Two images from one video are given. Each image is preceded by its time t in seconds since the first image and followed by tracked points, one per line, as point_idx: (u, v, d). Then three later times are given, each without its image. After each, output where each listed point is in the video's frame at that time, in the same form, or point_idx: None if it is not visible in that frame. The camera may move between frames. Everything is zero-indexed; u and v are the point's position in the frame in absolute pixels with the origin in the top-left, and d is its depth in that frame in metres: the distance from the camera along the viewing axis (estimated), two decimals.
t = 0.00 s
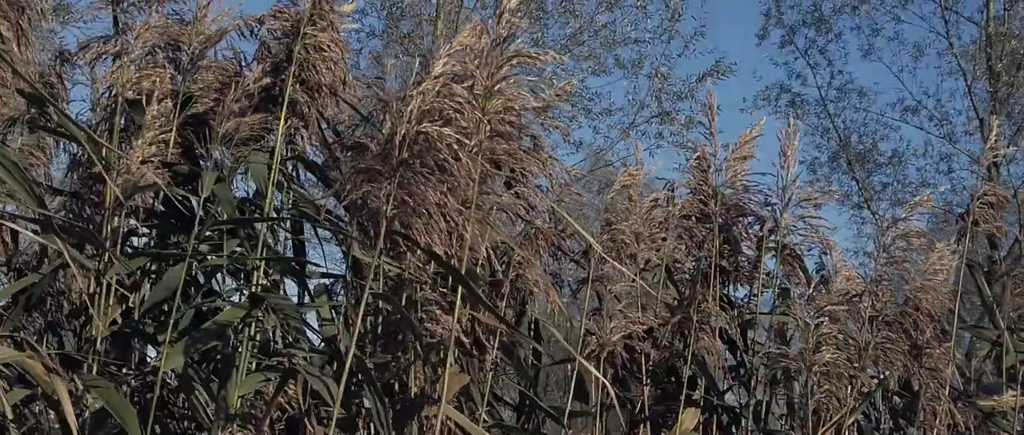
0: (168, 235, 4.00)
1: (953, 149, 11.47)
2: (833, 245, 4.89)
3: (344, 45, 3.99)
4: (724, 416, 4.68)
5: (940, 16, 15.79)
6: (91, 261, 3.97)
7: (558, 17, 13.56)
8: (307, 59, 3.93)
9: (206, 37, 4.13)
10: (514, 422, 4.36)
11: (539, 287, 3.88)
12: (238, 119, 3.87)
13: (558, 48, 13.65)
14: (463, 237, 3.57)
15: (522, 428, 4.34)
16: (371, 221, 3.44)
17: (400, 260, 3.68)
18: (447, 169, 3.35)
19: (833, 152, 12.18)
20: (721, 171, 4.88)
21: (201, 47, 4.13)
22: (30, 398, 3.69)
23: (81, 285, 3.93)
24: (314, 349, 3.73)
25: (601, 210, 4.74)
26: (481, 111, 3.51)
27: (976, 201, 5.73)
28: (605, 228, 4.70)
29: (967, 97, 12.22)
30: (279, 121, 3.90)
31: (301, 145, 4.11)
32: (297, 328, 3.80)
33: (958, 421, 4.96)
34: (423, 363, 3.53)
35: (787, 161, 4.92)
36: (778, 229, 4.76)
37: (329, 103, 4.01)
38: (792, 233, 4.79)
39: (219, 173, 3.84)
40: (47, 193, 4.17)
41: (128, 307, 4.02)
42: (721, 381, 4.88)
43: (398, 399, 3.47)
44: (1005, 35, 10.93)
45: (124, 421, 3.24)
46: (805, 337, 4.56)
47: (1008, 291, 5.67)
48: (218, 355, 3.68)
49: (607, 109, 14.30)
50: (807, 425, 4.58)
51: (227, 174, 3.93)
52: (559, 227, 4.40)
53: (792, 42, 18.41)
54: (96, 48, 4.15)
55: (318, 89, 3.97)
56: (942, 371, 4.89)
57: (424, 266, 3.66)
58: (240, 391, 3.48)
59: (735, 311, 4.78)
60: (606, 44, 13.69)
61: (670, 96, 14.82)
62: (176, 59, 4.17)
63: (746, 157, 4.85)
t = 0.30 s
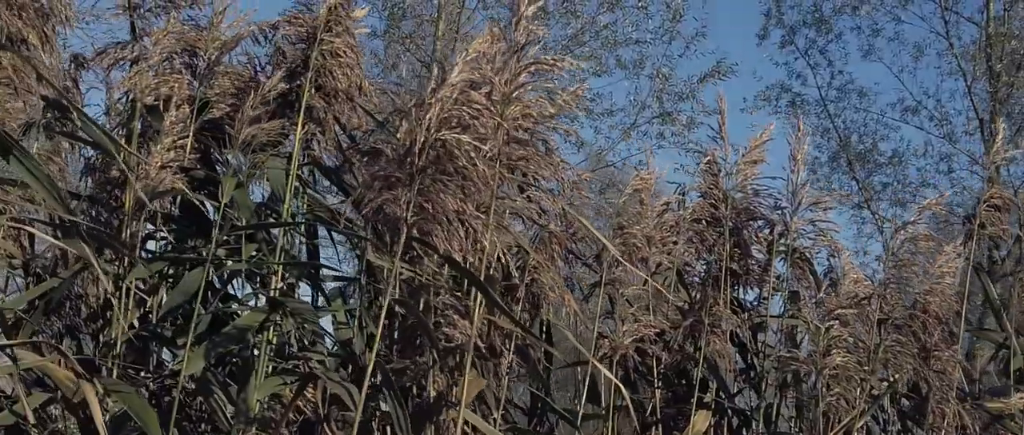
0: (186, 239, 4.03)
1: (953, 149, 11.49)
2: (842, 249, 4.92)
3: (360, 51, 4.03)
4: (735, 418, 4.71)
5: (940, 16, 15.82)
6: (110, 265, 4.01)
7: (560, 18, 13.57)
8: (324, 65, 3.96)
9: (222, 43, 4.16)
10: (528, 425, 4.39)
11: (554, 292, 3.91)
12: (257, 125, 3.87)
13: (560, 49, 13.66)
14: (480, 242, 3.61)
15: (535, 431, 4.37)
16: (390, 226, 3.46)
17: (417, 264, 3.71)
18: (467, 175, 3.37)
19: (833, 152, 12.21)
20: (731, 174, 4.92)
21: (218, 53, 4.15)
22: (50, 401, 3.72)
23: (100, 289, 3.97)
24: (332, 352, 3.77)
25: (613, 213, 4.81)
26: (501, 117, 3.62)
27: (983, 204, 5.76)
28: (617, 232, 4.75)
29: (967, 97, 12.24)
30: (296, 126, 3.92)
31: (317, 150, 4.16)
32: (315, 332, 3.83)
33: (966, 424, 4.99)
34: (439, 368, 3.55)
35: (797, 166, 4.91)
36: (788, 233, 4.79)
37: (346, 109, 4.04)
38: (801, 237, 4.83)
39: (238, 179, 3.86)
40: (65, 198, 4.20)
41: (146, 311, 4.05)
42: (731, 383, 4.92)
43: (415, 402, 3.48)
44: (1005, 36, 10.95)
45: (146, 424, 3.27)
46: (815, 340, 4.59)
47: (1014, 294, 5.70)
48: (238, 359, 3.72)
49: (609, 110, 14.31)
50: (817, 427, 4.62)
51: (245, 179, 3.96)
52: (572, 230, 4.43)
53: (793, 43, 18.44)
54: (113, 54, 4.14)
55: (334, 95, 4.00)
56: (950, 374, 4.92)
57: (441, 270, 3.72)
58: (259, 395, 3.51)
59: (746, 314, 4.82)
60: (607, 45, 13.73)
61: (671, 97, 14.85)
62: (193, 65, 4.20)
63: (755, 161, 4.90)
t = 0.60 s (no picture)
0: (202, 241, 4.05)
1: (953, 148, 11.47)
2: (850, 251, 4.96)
3: (373, 57, 4.09)
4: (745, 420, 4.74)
5: (941, 15, 15.83)
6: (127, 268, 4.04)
7: (561, 18, 13.57)
8: (340, 70, 4.00)
9: (237, 49, 4.21)
10: (540, 428, 4.41)
11: (568, 295, 3.93)
12: (276, 131, 3.94)
13: (560, 49, 13.68)
14: (497, 247, 3.61)
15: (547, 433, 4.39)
16: (407, 231, 3.51)
17: (433, 269, 3.73)
18: (486, 182, 3.39)
19: (832, 151, 12.24)
20: (740, 178, 4.94)
21: (232, 59, 4.21)
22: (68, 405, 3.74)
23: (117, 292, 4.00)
24: (349, 356, 3.79)
25: (624, 217, 4.82)
26: (518, 123, 3.65)
27: (989, 207, 5.78)
28: (628, 235, 4.75)
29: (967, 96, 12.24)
30: (313, 132, 3.95)
31: (332, 154, 4.18)
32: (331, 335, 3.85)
33: (975, 426, 5.01)
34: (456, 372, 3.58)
35: (806, 169, 4.94)
36: (798, 236, 4.82)
37: (361, 114, 4.07)
38: (812, 240, 4.85)
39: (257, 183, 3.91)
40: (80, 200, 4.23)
41: (162, 314, 4.07)
42: (740, 385, 4.95)
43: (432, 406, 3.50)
44: (1005, 35, 10.90)
45: (167, 427, 3.30)
46: (825, 343, 4.60)
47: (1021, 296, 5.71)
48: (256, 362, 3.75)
49: (609, 110, 14.34)
50: (827, 429, 4.64)
51: (262, 184, 4.00)
52: (582, 233, 4.46)
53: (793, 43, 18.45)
54: (129, 58, 4.17)
55: (350, 100, 4.03)
56: (958, 376, 4.94)
57: (456, 275, 3.73)
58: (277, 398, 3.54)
59: (755, 317, 4.85)
60: (607, 45, 13.81)
61: (671, 97, 14.88)
62: (208, 70, 4.23)
63: (765, 164, 4.93)
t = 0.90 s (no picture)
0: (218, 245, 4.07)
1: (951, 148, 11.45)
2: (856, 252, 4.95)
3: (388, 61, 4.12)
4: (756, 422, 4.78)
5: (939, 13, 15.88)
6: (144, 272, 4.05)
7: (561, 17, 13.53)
8: (355, 75, 4.04)
9: (252, 53, 4.23)
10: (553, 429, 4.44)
11: (582, 299, 3.96)
12: (297, 136, 3.93)
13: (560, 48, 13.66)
14: (515, 251, 3.63)
15: None
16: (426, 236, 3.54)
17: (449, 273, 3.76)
18: (504, 189, 3.43)
19: (831, 150, 12.26)
20: (750, 181, 4.97)
21: (246, 64, 4.23)
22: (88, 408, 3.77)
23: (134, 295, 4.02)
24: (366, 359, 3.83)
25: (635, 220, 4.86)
26: (535, 129, 3.73)
27: (996, 209, 5.80)
28: (639, 238, 4.80)
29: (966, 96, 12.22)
30: (328, 138, 3.97)
31: (348, 159, 4.22)
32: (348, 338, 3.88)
33: (983, 427, 5.04)
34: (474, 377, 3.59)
35: (816, 172, 4.94)
36: (808, 238, 4.84)
37: (377, 118, 4.13)
38: (821, 243, 4.88)
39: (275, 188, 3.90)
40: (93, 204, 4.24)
41: (179, 317, 4.10)
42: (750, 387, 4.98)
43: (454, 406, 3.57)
44: (1005, 34, 10.41)
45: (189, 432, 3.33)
46: (835, 346, 4.63)
47: None
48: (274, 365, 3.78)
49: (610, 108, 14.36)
50: (837, 431, 4.68)
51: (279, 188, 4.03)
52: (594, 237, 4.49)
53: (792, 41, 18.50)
54: (145, 63, 4.17)
55: (365, 105, 4.08)
56: (967, 378, 4.94)
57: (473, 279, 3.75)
58: (296, 401, 3.57)
59: (766, 319, 4.88)
60: (607, 43, 13.81)
61: (672, 95, 14.90)
62: (223, 74, 4.25)
63: (775, 167, 4.95)
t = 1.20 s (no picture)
0: (235, 249, 4.09)
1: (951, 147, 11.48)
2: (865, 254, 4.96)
3: (403, 66, 4.16)
4: (767, 423, 4.81)
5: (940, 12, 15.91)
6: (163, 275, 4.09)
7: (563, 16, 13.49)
8: (372, 79, 4.08)
9: (268, 57, 4.27)
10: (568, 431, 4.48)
11: (598, 302, 3.99)
12: (314, 141, 3.93)
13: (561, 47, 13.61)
14: (533, 255, 3.67)
15: None
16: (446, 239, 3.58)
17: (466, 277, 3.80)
18: (524, 194, 3.50)
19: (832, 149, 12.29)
20: (761, 183, 4.99)
21: (263, 68, 4.27)
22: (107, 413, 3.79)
23: (153, 298, 4.05)
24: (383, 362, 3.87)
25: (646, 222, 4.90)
26: (552, 134, 3.78)
27: (1003, 210, 5.84)
28: (652, 241, 4.83)
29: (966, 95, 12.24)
30: (346, 142, 4.01)
31: (364, 162, 4.25)
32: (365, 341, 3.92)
33: (992, 428, 5.08)
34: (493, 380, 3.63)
35: (828, 175, 4.91)
36: (819, 241, 4.87)
37: (394, 122, 4.16)
38: (832, 245, 4.91)
39: (294, 192, 3.91)
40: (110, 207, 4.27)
41: (197, 321, 4.13)
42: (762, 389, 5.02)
43: (473, 409, 3.61)
44: (1005, 33, 10.43)
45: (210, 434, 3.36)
46: (846, 348, 4.67)
47: None
48: (294, 368, 3.82)
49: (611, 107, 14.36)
50: (848, 432, 4.71)
51: (296, 192, 4.07)
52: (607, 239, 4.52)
53: (792, 39, 18.53)
54: (162, 67, 4.20)
55: (382, 109, 4.12)
56: (977, 379, 4.98)
57: (490, 282, 3.79)
58: (314, 404, 3.60)
59: (777, 321, 4.91)
60: (609, 42, 13.79)
61: (674, 95, 14.91)
62: (239, 78, 4.32)
63: (786, 169, 4.97)
